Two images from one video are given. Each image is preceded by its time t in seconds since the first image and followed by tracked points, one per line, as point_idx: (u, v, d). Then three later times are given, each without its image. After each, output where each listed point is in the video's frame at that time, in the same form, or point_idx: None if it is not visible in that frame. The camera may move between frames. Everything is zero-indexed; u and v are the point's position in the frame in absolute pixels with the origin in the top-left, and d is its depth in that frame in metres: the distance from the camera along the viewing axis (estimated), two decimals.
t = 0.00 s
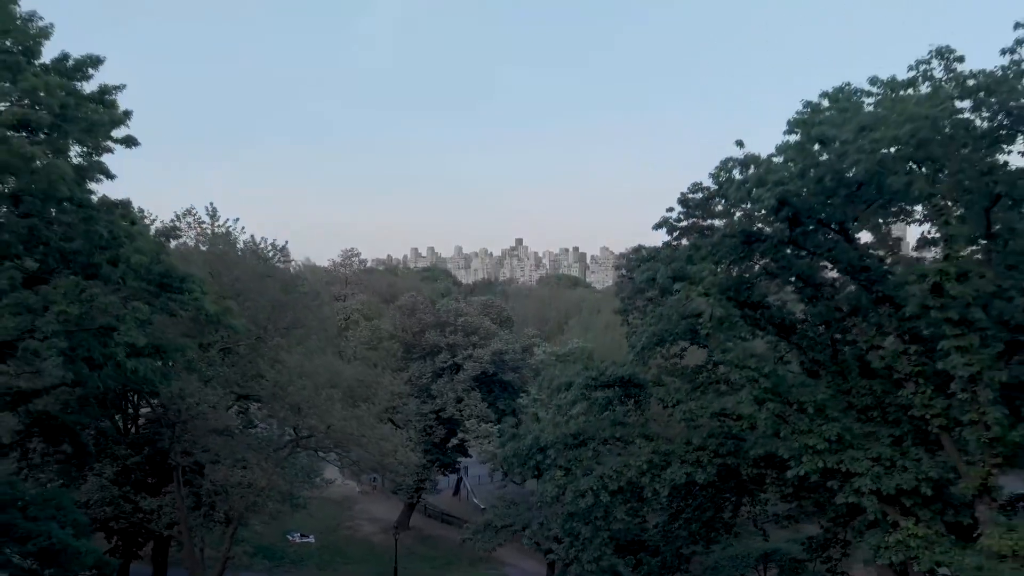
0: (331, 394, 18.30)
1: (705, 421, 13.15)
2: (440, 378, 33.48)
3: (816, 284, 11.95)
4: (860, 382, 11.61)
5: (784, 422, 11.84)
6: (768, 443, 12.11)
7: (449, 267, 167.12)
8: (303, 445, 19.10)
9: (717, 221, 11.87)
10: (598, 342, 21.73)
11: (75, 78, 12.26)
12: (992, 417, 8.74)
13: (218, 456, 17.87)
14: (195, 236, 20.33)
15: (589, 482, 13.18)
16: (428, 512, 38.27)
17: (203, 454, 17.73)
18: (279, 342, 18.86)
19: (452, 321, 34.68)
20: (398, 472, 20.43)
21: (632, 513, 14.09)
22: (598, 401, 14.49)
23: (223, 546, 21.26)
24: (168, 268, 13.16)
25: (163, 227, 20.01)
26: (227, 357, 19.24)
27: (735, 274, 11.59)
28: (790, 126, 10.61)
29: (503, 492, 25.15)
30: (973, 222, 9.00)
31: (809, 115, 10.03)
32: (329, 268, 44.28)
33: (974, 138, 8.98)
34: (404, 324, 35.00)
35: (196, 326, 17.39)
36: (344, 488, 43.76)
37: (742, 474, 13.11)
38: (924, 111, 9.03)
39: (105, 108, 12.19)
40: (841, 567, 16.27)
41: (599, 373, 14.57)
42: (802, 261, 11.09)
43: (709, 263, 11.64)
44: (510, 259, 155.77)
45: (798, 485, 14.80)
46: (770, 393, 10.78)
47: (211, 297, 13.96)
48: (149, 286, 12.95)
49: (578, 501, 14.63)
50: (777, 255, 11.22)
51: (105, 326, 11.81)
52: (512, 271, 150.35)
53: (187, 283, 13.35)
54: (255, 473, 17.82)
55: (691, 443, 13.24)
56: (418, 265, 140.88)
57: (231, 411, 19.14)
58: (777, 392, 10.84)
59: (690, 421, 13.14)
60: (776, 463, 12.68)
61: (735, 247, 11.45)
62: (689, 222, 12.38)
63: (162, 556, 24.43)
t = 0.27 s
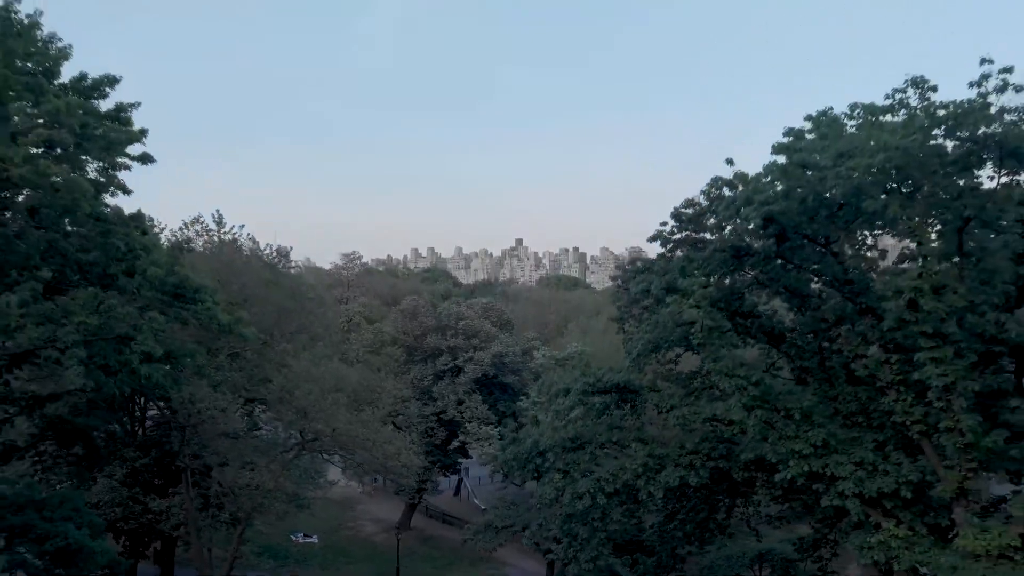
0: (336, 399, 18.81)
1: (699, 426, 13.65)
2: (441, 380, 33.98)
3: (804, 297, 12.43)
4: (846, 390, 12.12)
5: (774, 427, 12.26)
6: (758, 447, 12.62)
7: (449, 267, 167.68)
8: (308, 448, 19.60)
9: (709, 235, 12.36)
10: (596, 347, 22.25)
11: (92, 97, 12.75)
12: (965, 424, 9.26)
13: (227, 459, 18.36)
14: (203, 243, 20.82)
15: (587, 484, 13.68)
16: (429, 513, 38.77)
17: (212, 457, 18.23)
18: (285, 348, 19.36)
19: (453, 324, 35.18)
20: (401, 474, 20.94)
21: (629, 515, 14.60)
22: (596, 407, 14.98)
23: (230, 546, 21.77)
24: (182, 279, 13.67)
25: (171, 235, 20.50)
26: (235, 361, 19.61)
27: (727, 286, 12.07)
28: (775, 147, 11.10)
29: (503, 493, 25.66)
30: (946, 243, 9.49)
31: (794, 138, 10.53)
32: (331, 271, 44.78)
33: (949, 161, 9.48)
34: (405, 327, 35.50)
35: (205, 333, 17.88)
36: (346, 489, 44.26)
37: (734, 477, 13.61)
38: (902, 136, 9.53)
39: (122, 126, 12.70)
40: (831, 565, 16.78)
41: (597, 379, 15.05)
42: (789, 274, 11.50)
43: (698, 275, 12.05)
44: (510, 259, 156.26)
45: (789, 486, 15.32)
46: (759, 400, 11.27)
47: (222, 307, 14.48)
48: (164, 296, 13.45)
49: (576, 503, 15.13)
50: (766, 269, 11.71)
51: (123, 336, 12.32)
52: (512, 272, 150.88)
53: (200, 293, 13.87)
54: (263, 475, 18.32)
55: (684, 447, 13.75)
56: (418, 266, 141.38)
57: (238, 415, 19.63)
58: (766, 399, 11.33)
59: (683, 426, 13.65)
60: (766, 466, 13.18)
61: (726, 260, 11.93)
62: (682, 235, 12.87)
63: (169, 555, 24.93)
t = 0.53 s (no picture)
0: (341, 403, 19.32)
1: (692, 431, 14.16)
2: (442, 383, 34.48)
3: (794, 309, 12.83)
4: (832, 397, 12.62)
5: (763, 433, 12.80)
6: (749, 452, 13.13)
7: (449, 268, 168.20)
8: (314, 451, 20.11)
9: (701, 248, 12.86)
10: (595, 352, 22.78)
11: (110, 115, 13.30)
12: (940, 430, 9.82)
13: (234, 461, 18.88)
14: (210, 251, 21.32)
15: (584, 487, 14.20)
16: (431, 513, 39.26)
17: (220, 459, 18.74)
18: (291, 353, 19.87)
19: (454, 327, 35.69)
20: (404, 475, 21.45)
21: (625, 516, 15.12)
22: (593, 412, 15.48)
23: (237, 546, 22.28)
24: (194, 290, 14.20)
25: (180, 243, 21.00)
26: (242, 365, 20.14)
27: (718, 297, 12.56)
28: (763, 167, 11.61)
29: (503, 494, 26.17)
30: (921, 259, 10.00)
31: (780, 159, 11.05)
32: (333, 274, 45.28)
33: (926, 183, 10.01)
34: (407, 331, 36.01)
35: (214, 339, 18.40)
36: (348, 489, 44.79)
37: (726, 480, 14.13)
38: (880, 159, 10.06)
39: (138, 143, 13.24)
40: (822, 565, 17.29)
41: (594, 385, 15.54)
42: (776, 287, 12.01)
43: (690, 287, 12.38)
44: (510, 260, 156.57)
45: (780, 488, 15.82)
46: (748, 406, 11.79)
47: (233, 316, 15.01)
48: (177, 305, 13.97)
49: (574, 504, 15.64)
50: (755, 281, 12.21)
51: (140, 344, 12.85)
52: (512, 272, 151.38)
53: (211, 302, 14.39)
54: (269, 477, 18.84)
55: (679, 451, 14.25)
56: (419, 266, 141.94)
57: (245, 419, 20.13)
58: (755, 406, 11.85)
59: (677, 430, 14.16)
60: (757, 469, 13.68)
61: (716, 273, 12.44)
62: (676, 247, 13.37)
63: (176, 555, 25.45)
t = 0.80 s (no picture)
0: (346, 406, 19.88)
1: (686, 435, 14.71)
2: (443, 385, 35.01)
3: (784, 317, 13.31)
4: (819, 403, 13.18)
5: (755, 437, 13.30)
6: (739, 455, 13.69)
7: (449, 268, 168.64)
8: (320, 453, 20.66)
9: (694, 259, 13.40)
10: (593, 355, 23.31)
11: (126, 131, 13.85)
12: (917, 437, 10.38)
13: (242, 463, 19.42)
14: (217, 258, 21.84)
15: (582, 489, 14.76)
16: (432, 513, 39.79)
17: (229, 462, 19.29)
18: (297, 359, 20.41)
19: (455, 330, 36.21)
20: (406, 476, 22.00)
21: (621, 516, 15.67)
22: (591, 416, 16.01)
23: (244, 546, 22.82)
24: (207, 299, 14.75)
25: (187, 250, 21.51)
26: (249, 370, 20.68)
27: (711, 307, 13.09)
28: (752, 184, 12.17)
29: (503, 494, 26.72)
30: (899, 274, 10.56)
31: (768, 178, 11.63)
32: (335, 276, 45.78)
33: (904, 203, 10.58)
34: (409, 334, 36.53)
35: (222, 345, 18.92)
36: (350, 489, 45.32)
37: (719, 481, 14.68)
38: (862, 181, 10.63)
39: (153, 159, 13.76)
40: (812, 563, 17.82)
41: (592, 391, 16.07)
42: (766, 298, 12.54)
43: (682, 297, 12.91)
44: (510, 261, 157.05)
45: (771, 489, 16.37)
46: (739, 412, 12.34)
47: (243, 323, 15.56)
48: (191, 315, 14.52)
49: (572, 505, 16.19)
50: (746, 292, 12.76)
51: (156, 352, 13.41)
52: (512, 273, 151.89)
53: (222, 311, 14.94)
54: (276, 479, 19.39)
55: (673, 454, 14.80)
56: (419, 267, 142.42)
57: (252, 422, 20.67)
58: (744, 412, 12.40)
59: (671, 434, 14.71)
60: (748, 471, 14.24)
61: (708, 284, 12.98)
62: (670, 259, 13.91)
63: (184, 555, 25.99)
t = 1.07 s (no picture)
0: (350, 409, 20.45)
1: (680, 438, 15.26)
2: (445, 387, 35.58)
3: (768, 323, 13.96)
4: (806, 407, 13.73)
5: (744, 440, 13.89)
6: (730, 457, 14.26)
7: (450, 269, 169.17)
8: (324, 454, 21.21)
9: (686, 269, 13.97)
10: (591, 359, 23.84)
11: (141, 147, 14.42)
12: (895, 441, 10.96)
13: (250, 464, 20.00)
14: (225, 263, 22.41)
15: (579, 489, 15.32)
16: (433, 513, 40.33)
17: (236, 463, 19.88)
18: (303, 363, 20.98)
19: (456, 333, 36.76)
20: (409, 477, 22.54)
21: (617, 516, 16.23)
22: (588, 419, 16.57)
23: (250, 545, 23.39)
24: (218, 308, 15.32)
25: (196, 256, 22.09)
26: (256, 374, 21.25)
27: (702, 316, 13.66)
28: (741, 200, 12.75)
29: (504, 495, 27.24)
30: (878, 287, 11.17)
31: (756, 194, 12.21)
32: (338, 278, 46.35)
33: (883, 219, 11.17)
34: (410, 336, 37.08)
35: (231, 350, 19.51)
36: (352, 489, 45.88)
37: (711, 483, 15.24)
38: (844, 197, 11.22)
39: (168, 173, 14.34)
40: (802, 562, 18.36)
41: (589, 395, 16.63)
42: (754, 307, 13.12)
43: (675, 306, 13.48)
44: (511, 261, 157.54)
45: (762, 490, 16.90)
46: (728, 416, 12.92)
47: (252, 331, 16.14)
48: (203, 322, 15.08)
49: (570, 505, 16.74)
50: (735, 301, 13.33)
51: (170, 359, 14.00)
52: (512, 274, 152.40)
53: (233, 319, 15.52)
54: (283, 479, 19.96)
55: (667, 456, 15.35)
56: (419, 267, 142.98)
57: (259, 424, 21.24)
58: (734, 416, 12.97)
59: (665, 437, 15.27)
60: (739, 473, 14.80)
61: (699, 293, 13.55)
62: (663, 269, 14.47)
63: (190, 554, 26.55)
